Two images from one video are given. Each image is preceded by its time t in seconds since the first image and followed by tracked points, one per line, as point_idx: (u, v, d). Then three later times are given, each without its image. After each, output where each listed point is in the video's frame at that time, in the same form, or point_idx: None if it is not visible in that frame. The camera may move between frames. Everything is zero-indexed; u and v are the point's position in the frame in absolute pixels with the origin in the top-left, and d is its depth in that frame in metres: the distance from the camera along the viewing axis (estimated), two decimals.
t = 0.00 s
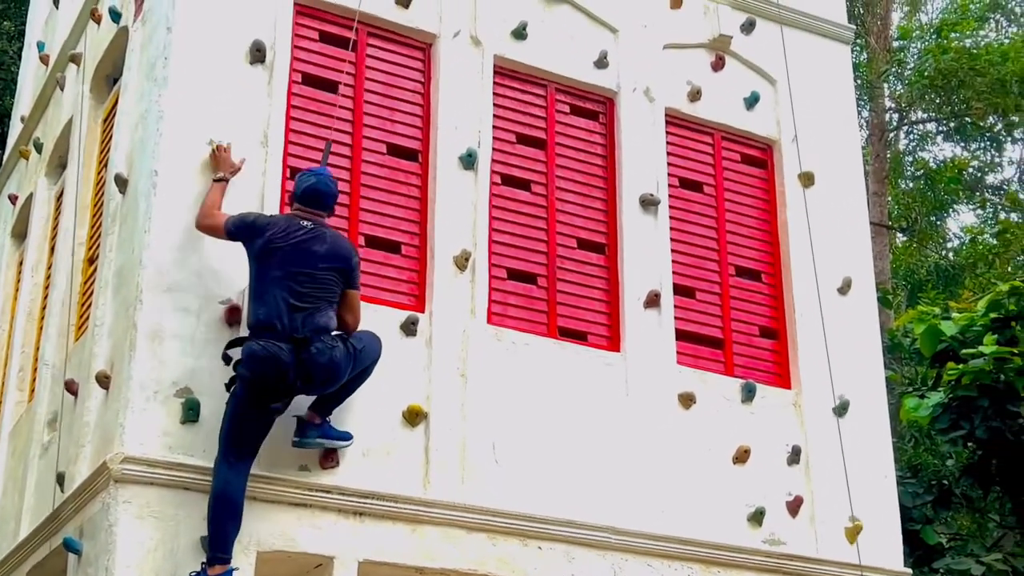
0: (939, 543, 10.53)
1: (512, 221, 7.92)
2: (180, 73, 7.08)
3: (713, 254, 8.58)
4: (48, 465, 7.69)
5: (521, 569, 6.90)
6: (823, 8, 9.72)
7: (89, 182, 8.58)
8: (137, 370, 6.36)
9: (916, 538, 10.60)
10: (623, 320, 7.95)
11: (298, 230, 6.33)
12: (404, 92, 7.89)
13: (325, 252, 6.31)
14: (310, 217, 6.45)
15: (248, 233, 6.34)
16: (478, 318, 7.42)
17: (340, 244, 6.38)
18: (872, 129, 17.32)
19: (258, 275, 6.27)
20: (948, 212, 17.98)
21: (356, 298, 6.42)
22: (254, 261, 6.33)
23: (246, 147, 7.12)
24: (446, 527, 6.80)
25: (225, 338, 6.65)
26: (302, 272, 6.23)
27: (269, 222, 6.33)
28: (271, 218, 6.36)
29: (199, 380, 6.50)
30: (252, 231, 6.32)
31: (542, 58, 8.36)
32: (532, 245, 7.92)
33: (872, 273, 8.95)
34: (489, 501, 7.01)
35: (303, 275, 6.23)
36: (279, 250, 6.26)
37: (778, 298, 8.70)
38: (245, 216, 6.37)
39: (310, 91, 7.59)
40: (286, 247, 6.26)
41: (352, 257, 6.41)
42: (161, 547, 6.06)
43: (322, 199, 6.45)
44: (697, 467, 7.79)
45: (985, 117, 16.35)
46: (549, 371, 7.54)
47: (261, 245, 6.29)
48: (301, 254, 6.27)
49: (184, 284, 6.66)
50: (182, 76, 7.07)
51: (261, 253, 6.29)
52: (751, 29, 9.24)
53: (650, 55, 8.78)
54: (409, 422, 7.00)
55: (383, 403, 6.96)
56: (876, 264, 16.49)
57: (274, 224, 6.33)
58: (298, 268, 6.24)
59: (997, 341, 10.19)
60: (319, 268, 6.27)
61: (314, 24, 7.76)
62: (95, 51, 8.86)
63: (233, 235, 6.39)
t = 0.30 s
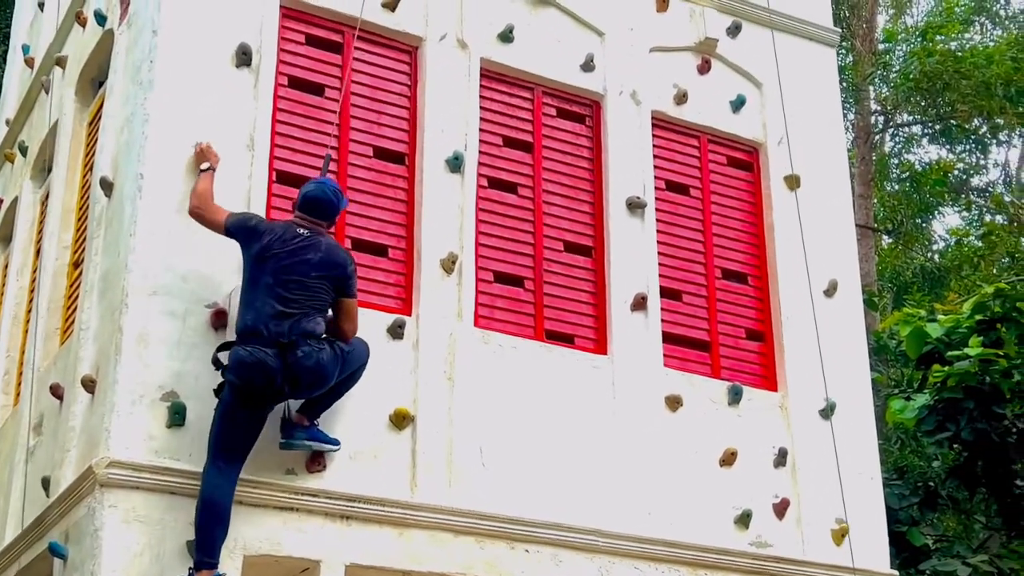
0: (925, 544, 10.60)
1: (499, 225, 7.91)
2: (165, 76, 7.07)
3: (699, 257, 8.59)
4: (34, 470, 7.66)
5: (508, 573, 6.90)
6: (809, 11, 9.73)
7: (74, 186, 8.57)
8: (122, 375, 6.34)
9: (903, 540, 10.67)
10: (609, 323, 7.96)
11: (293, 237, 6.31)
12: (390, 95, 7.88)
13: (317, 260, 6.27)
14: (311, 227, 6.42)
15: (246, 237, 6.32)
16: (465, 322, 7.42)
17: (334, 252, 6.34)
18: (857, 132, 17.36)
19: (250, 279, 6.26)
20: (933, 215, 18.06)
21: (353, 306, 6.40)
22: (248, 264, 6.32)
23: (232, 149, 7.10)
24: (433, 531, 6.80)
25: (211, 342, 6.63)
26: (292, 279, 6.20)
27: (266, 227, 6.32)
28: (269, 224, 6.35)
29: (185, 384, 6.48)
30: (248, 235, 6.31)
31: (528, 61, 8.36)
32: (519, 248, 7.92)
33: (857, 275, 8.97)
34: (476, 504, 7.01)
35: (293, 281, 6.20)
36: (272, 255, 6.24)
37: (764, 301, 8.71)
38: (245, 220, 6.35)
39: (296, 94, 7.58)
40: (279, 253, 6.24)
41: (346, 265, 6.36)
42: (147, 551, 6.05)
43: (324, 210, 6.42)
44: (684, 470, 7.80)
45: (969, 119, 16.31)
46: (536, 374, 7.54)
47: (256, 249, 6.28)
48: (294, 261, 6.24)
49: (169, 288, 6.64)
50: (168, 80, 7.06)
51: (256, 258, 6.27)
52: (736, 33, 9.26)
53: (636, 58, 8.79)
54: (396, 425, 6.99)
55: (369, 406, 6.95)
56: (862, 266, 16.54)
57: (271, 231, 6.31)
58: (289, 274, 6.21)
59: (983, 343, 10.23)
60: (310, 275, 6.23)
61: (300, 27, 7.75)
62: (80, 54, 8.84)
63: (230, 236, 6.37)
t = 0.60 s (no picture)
0: (920, 547, 10.52)
1: (493, 227, 7.91)
2: (159, 80, 7.06)
3: (693, 259, 8.60)
4: (27, 474, 7.65)
5: None
6: (802, 13, 9.75)
7: (67, 189, 8.55)
8: (116, 378, 6.33)
9: (897, 542, 10.57)
10: (604, 325, 7.96)
11: (300, 239, 6.45)
12: (384, 98, 7.88)
13: (325, 263, 6.43)
14: (317, 230, 6.57)
15: (252, 238, 6.40)
16: (460, 324, 7.42)
17: (341, 256, 6.51)
18: (851, 134, 17.39)
19: (257, 280, 6.38)
20: (927, 216, 18.08)
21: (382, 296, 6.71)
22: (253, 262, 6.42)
23: (226, 152, 7.09)
24: (428, 534, 6.79)
25: (205, 346, 6.63)
26: (300, 280, 6.35)
27: (274, 228, 6.43)
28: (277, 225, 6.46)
29: (179, 388, 6.47)
30: (255, 235, 6.39)
31: (522, 64, 8.37)
32: (513, 251, 7.92)
33: (851, 278, 8.99)
34: (471, 507, 7.01)
35: (302, 283, 6.34)
36: (281, 257, 6.37)
37: (758, 303, 8.71)
38: (252, 220, 6.41)
39: (291, 98, 7.57)
40: (287, 255, 6.37)
41: (351, 265, 6.55)
42: (141, 555, 6.03)
43: (330, 215, 6.56)
44: (679, 472, 7.80)
45: (963, 121, 16.35)
46: (530, 376, 7.54)
47: (264, 251, 6.39)
48: (301, 264, 6.38)
49: (164, 292, 6.63)
50: (161, 83, 7.06)
51: (263, 260, 6.39)
52: (730, 35, 9.28)
53: (630, 61, 8.79)
54: (390, 428, 6.99)
55: (364, 409, 6.95)
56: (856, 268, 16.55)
57: (278, 233, 6.42)
58: (298, 276, 6.35)
59: (977, 344, 10.25)
60: (317, 278, 6.39)
61: (294, 31, 7.75)
62: (74, 57, 8.83)
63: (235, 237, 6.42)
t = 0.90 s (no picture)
0: (919, 550, 10.58)
1: (492, 230, 7.92)
2: (158, 84, 7.06)
3: (692, 262, 8.60)
4: (26, 478, 7.64)
5: None
6: (800, 17, 9.76)
7: (66, 193, 8.55)
8: (115, 382, 6.33)
9: (896, 545, 10.66)
10: (603, 329, 7.96)
11: (303, 204, 6.69)
12: (383, 101, 7.88)
13: (332, 224, 6.70)
14: (312, 190, 6.81)
15: (258, 212, 6.59)
16: (458, 328, 7.42)
17: (346, 217, 6.79)
18: (850, 137, 17.41)
19: (267, 249, 6.59)
20: (925, 219, 18.08)
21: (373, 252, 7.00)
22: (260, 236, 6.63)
23: (224, 156, 7.09)
24: (427, 537, 6.79)
25: (203, 350, 6.63)
26: (310, 241, 6.61)
27: (276, 199, 6.66)
28: (277, 196, 6.69)
29: (178, 392, 6.47)
30: (260, 209, 6.59)
31: (520, 68, 8.38)
32: (511, 254, 7.92)
33: (850, 280, 8.99)
34: (470, 511, 7.00)
35: (313, 243, 6.61)
36: (290, 223, 6.61)
37: (757, 307, 8.71)
38: (251, 198, 6.60)
39: (289, 102, 7.58)
40: (295, 221, 6.62)
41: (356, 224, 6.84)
42: (140, 559, 6.03)
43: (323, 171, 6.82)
44: (678, 475, 7.81)
45: (961, 125, 16.30)
46: (529, 380, 7.54)
47: (272, 221, 6.60)
48: (309, 226, 6.64)
49: (163, 295, 6.64)
50: (159, 87, 7.06)
51: (272, 229, 6.60)
52: (728, 39, 9.28)
53: (628, 64, 8.80)
54: (389, 432, 6.98)
55: (362, 412, 6.95)
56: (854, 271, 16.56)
57: (281, 202, 6.66)
58: (308, 239, 6.61)
59: (975, 347, 10.27)
60: (326, 238, 6.65)
61: (293, 35, 7.75)
62: (72, 61, 8.83)
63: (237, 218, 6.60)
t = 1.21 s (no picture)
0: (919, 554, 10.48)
1: (491, 235, 7.92)
2: (158, 88, 7.07)
3: (691, 266, 8.60)
4: (26, 482, 7.64)
5: None
6: (799, 21, 9.77)
7: (66, 198, 8.55)
8: (115, 386, 6.33)
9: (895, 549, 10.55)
10: (602, 333, 7.97)
11: (312, 177, 6.73)
12: (382, 106, 7.89)
13: (341, 198, 6.77)
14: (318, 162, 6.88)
15: (269, 189, 6.63)
16: (458, 332, 7.42)
17: (354, 192, 6.86)
18: (849, 142, 17.43)
19: (278, 224, 6.64)
20: (925, 224, 18.10)
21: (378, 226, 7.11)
22: (272, 212, 6.68)
23: (224, 161, 7.10)
24: (426, 542, 6.79)
25: (203, 354, 6.63)
26: (321, 215, 6.68)
27: (284, 172, 6.69)
28: (285, 169, 6.71)
29: (178, 396, 6.47)
30: (271, 185, 6.64)
31: (520, 72, 8.39)
32: (511, 259, 7.93)
33: (849, 285, 9.00)
34: (469, 515, 7.00)
35: (325, 216, 6.68)
36: (301, 198, 6.66)
37: (756, 311, 8.72)
38: (261, 176, 6.65)
39: (289, 106, 7.58)
40: (306, 196, 6.67)
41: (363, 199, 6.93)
42: (139, 563, 6.03)
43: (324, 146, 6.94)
44: (678, 480, 7.81)
45: (960, 129, 16.36)
46: (528, 384, 7.54)
47: (283, 196, 6.64)
48: (319, 200, 6.69)
49: (163, 299, 6.64)
50: (159, 92, 7.06)
51: (283, 205, 6.64)
52: (728, 44, 9.29)
53: (628, 69, 8.81)
54: (389, 436, 6.98)
55: (362, 416, 6.95)
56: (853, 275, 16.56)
57: (290, 175, 6.69)
58: (320, 213, 6.67)
59: (974, 352, 10.24)
60: (337, 212, 6.73)
61: (293, 39, 7.75)
62: (73, 65, 8.84)
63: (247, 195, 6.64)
